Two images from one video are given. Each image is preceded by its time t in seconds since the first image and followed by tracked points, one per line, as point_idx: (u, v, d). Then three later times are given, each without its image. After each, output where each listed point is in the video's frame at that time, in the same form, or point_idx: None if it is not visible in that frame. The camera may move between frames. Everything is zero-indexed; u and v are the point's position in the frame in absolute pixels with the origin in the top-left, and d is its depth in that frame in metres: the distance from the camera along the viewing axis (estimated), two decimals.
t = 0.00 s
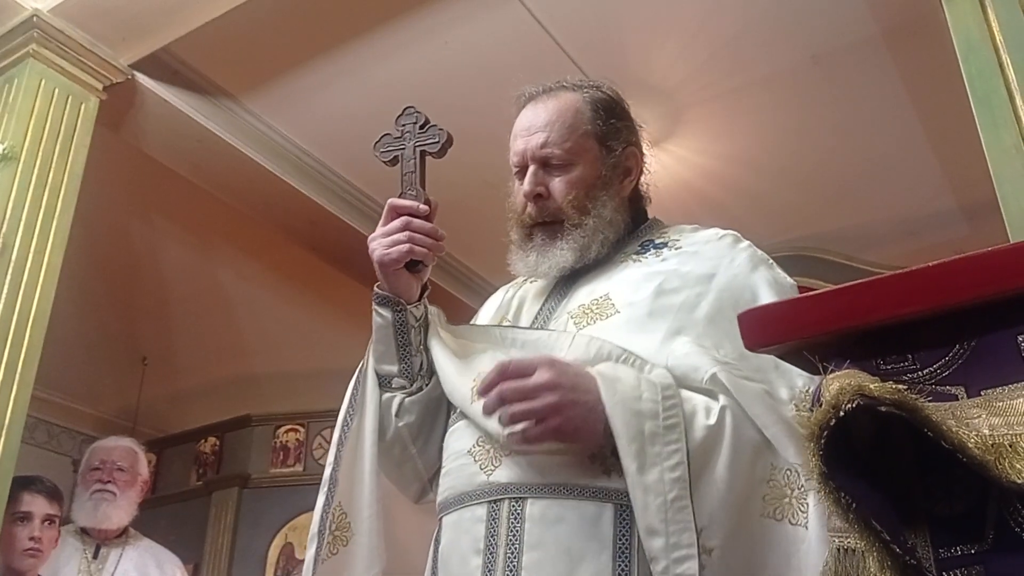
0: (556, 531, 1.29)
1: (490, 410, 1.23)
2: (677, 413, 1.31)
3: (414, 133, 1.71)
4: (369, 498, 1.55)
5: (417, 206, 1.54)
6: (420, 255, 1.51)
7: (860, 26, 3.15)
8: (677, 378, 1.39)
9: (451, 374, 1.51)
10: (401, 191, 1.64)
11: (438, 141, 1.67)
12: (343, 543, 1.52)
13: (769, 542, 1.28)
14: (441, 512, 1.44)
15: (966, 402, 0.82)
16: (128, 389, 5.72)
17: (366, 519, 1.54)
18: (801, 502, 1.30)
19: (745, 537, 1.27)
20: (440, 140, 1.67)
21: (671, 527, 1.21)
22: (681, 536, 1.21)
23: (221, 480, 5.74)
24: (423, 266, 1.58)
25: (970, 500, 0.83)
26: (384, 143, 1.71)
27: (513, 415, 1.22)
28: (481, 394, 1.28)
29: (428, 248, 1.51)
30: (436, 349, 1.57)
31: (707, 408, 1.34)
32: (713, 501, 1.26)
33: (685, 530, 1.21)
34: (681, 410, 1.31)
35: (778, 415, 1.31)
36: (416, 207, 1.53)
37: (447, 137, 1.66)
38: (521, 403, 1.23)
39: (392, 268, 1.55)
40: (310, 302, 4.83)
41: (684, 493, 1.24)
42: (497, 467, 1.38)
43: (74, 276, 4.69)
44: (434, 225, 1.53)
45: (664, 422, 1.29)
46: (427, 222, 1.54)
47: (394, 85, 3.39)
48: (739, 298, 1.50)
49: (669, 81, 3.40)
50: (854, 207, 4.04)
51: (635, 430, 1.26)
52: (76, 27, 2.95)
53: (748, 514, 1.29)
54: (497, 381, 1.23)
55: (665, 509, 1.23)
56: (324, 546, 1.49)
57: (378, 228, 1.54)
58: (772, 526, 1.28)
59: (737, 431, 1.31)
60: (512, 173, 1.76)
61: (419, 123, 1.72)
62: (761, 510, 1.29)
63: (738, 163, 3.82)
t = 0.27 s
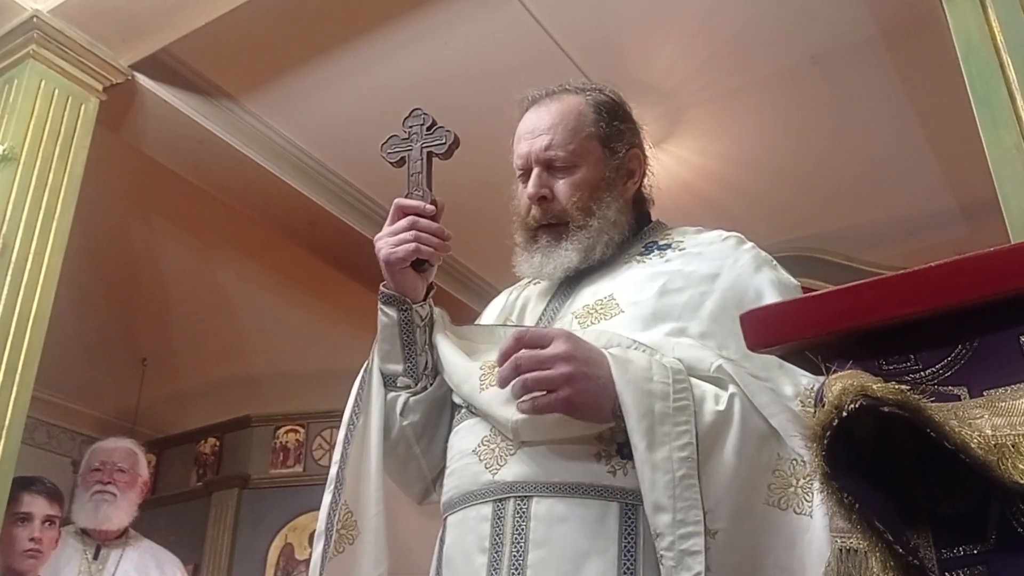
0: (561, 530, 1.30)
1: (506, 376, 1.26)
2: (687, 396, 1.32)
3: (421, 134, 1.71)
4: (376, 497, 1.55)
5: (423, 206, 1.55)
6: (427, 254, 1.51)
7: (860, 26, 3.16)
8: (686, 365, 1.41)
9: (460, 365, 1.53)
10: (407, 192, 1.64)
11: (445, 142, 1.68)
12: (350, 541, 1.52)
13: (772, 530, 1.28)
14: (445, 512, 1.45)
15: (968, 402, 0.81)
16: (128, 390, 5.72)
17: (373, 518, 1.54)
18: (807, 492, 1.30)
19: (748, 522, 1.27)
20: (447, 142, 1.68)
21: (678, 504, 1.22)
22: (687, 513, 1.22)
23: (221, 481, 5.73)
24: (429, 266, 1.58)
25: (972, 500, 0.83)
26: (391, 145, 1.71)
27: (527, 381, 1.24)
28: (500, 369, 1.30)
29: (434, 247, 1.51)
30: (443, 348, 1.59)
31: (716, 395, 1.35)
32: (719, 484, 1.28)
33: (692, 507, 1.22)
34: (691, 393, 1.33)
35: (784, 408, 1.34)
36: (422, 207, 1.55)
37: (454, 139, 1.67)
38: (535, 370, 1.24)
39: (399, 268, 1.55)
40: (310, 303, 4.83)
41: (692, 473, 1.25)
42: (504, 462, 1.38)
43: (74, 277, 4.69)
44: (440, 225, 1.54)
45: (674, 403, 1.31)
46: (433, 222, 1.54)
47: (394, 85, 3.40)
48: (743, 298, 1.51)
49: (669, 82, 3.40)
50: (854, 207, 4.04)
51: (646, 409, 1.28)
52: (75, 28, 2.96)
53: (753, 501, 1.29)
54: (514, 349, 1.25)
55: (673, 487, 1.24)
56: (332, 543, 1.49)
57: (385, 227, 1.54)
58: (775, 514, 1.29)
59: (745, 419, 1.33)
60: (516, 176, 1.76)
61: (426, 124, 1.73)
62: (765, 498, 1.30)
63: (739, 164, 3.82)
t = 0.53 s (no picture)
0: (566, 533, 1.30)
1: (515, 376, 1.25)
2: (695, 395, 1.33)
3: (425, 140, 1.71)
4: (381, 502, 1.56)
5: (427, 211, 1.55)
6: (430, 259, 1.52)
7: (860, 27, 3.16)
8: (692, 366, 1.41)
9: (464, 365, 1.54)
10: (412, 198, 1.65)
11: (449, 147, 1.67)
12: (355, 546, 1.53)
13: (782, 527, 1.28)
14: (450, 515, 1.45)
15: (969, 403, 0.82)
16: (128, 392, 5.72)
17: (378, 524, 1.56)
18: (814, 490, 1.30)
19: (759, 518, 1.27)
20: (451, 146, 1.67)
21: (688, 501, 1.23)
22: (698, 511, 1.23)
23: (220, 483, 5.73)
24: (434, 271, 1.59)
25: (972, 500, 0.83)
26: (395, 150, 1.71)
27: (536, 379, 1.24)
28: (509, 368, 1.30)
29: (438, 252, 1.52)
30: (448, 349, 1.59)
31: (723, 396, 1.36)
32: (729, 480, 1.28)
33: (702, 504, 1.23)
34: (699, 393, 1.34)
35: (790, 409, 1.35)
36: (426, 212, 1.55)
37: (458, 143, 1.66)
38: (544, 367, 1.24)
39: (404, 274, 1.56)
40: (310, 304, 4.83)
41: (701, 471, 1.26)
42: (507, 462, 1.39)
43: (74, 278, 4.69)
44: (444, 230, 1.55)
45: (682, 403, 1.32)
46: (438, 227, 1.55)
47: (395, 87, 3.40)
48: (748, 301, 1.51)
49: (669, 83, 3.40)
50: (855, 208, 4.04)
51: (655, 407, 1.29)
52: (75, 29, 2.96)
53: (762, 497, 1.29)
54: (524, 349, 1.25)
55: (683, 484, 1.24)
56: (338, 548, 1.50)
57: (390, 232, 1.55)
58: (785, 511, 1.29)
59: (752, 418, 1.33)
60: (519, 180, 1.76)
61: (430, 130, 1.72)
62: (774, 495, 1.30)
63: (739, 165, 3.82)
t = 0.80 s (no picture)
0: (570, 532, 1.30)
1: (523, 356, 1.26)
2: (701, 385, 1.33)
3: (432, 142, 1.71)
4: (384, 503, 1.56)
5: (433, 213, 1.56)
6: (436, 261, 1.52)
7: (860, 27, 3.16)
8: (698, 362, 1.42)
9: (468, 359, 1.55)
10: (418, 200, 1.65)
11: (455, 150, 1.68)
12: (358, 546, 1.54)
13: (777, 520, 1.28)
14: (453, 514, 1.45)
15: (971, 402, 0.82)
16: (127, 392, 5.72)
17: (382, 523, 1.56)
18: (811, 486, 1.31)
19: (756, 509, 1.27)
20: (458, 149, 1.68)
21: (686, 487, 1.24)
22: (694, 497, 1.23)
23: (220, 483, 5.73)
24: (439, 272, 1.59)
25: (974, 501, 0.83)
26: (402, 152, 1.71)
27: (543, 361, 1.25)
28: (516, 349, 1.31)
29: (443, 254, 1.53)
30: (453, 346, 1.59)
31: (728, 389, 1.36)
32: (728, 470, 1.28)
33: (700, 491, 1.24)
34: (705, 383, 1.34)
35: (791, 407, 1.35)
36: (432, 214, 1.55)
37: (466, 146, 1.66)
38: (552, 349, 1.25)
39: (409, 275, 1.56)
40: (310, 304, 4.83)
41: (701, 458, 1.26)
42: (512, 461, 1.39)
43: (73, 278, 4.69)
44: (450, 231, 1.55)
45: (687, 391, 1.32)
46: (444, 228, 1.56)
47: (395, 87, 3.40)
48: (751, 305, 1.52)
49: (669, 83, 3.40)
50: (855, 208, 4.04)
51: (659, 393, 1.29)
52: (75, 29, 2.96)
53: (760, 490, 1.29)
54: (533, 329, 1.26)
55: (682, 470, 1.25)
56: (341, 548, 1.51)
57: (395, 234, 1.56)
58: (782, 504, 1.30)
59: (754, 411, 1.34)
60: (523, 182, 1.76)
61: (437, 132, 1.73)
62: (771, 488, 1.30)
63: (739, 165, 3.82)
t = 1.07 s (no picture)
0: (566, 527, 1.31)
1: (536, 313, 1.31)
2: (707, 357, 1.35)
3: (432, 144, 1.71)
4: (377, 505, 1.56)
5: (433, 213, 1.56)
6: (435, 260, 1.52)
7: (860, 27, 3.16)
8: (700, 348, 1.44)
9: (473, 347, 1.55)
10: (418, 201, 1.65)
11: (456, 152, 1.67)
12: (351, 547, 1.54)
13: (769, 497, 1.27)
14: (447, 512, 1.44)
15: (970, 402, 0.82)
16: (127, 391, 5.72)
17: (376, 524, 1.55)
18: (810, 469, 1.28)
19: (750, 482, 1.27)
20: (459, 152, 1.67)
21: (678, 449, 1.26)
22: (685, 460, 1.26)
23: (220, 483, 5.73)
24: (437, 272, 1.58)
25: (974, 500, 0.83)
26: (402, 152, 1.70)
27: (555, 316, 1.29)
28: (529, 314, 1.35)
29: (442, 254, 1.52)
30: (452, 340, 1.59)
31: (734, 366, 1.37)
32: (725, 441, 1.29)
33: (693, 455, 1.26)
34: (710, 357, 1.36)
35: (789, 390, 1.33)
36: (432, 214, 1.55)
37: (466, 149, 1.67)
38: (564, 304, 1.30)
39: (407, 274, 1.55)
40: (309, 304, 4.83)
41: (697, 424, 1.28)
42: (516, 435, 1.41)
43: (73, 278, 4.69)
44: (449, 232, 1.55)
45: (692, 360, 1.34)
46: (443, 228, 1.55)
47: (395, 87, 3.40)
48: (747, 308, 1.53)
49: (668, 83, 3.40)
50: (854, 208, 4.04)
51: (661, 360, 1.32)
52: (74, 29, 2.96)
53: (757, 465, 1.28)
54: (546, 288, 1.31)
55: (676, 434, 1.27)
56: (336, 547, 1.51)
57: (394, 232, 1.55)
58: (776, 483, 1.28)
59: (757, 389, 1.33)
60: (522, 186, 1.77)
61: (438, 134, 1.72)
62: (768, 466, 1.29)
63: (739, 165, 3.82)
